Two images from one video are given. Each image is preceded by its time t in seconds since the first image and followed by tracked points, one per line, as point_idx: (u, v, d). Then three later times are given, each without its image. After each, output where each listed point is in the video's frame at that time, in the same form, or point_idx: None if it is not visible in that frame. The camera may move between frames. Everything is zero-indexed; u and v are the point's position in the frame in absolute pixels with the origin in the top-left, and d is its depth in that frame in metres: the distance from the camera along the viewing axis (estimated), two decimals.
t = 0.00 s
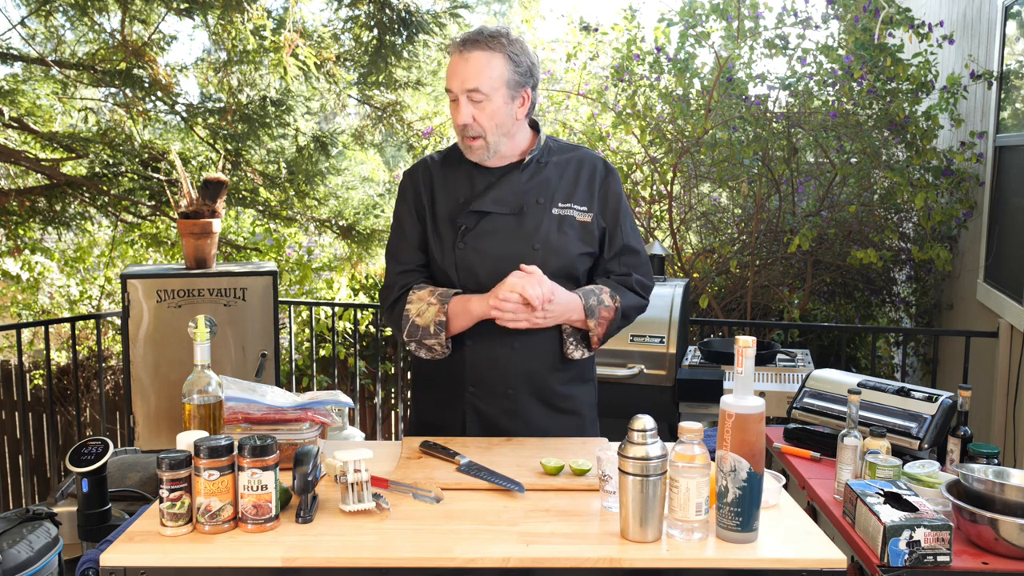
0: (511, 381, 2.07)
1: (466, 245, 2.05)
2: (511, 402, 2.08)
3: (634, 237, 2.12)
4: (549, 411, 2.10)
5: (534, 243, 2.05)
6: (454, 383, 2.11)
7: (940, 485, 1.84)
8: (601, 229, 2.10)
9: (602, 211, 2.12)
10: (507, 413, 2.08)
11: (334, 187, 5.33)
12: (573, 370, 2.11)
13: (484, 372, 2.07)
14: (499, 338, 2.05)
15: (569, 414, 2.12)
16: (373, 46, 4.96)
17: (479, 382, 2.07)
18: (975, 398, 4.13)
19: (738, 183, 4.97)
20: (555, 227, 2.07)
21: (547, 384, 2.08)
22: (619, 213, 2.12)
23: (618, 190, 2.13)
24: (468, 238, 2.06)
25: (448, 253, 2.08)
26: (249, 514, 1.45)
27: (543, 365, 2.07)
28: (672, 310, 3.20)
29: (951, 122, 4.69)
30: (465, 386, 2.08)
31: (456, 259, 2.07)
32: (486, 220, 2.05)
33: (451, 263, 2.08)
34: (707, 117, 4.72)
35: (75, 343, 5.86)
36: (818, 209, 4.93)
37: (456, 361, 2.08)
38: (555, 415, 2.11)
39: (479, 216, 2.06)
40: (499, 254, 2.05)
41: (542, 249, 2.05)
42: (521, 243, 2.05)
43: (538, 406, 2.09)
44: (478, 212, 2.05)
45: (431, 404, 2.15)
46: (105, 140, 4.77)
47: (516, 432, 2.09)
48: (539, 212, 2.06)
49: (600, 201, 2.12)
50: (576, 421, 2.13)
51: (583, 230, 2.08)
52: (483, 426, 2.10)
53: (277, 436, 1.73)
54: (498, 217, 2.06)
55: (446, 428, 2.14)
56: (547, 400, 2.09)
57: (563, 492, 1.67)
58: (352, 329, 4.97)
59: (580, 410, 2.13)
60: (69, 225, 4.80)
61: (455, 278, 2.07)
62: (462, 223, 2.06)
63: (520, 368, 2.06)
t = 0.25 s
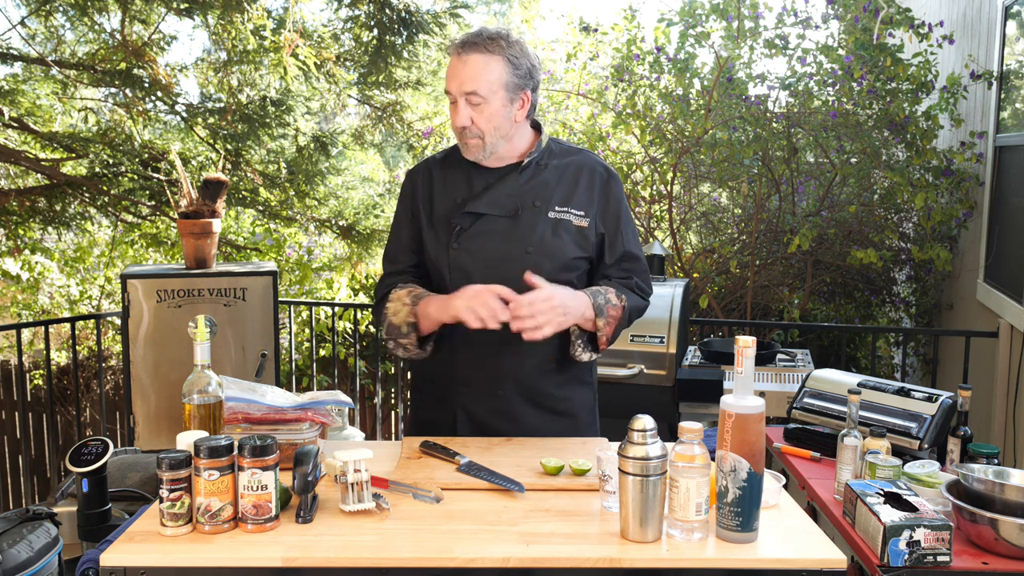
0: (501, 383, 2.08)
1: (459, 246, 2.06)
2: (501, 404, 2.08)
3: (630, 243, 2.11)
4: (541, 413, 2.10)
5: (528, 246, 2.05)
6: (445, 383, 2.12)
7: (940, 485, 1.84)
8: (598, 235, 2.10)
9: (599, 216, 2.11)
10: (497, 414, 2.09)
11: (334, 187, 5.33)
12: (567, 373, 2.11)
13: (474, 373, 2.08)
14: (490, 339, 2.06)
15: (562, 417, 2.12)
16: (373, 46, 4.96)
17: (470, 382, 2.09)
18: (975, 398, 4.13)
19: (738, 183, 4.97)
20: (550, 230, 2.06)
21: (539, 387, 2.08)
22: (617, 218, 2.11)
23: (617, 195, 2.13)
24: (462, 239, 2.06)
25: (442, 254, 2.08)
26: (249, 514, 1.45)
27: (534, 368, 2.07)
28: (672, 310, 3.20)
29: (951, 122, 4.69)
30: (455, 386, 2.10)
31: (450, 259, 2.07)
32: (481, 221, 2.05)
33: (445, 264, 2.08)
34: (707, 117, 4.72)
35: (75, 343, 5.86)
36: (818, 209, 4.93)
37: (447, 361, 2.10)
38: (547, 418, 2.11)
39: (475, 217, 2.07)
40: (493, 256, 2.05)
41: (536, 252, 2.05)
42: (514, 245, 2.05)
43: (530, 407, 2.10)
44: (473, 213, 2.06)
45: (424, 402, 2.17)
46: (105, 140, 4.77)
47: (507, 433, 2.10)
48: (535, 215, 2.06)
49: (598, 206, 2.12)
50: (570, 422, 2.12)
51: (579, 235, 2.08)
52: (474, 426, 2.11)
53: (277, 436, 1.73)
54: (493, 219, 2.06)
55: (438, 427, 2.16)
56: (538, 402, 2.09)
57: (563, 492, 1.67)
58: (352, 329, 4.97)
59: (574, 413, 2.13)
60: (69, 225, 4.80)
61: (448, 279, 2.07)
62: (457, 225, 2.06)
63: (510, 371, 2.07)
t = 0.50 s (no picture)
0: (498, 383, 2.08)
1: (457, 247, 2.06)
2: (498, 404, 2.08)
3: (628, 245, 2.11)
4: (538, 414, 2.10)
5: (525, 247, 2.05)
6: (443, 382, 2.13)
7: (940, 485, 1.84)
8: (596, 237, 2.10)
9: (598, 218, 2.11)
10: (494, 415, 2.09)
11: (334, 187, 5.33)
12: (564, 374, 2.11)
13: (471, 373, 2.09)
14: (488, 340, 2.06)
15: (559, 417, 2.12)
16: (373, 46, 4.96)
17: (467, 382, 2.09)
18: (975, 398, 4.13)
19: (738, 183, 4.97)
20: (548, 231, 2.07)
21: (536, 387, 2.09)
22: (616, 220, 2.11)
23: (616, 197, 2.13)
24: (460, 240, 2.06)
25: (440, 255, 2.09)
26: (249, 515, 1.45)
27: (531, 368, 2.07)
28: (672, 310, 3.20)
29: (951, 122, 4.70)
30: (452, 386, 2.11)
31: (447, 260, 2.07)
32: (478, 222, 2.06)
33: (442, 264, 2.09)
34: (707, 117, 4.72)
35: (75, 344, 5.86)
36: (818, 209, 4.93)
37: (445, 360, 2.11)
38: (544, 419, 2.11)
39: (473, 218, 2.07)
40: (490, 257, 2.05)
41: (533, 254, 2.05)
42: (512, 247, 2.05)
43: (526, 408, 2.10)
44: (471, 214, 2.06)
45: (423, 401, 2.18)
46: (105, 140, 4.77)
47: (504, 433, 2.09)
48: (532, 216, 2.06)
49: (597, 208, 2.12)
50: (566, 424, 2.12)
51: (577, 236, 2.08)
52: (471, 426, 2.12)
53: (277, 436, 1.73)
54: (490, 220, 2.06)
55: (436, 426, 2.17)
56: (534, 402, 2.09)
57: (563, 492, 1.67)
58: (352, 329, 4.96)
59: (572, 413, 2.13)
60: (69, 225, 4.80)
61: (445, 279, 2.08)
62: (455, 225, 2.07)
63: (506, 371, 2.07)
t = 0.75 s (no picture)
0: (494, 383, 2.08)
1: (453, 246, 2.06)
2: (495, 404, 2.08)
3: (623, 244, 2.11)
4: (534, 414, 2.10)
5: (520, 246, 2.05)
6: (439, 382, 2.13)
7: (940, 485, 1.84)
8: (591, 235, 2.10)
9: (593, 217, 2.11)
10: (490, 414, 2.09)
11: (334, 187, 5.34)
12: (561, 374, 2.11)
13: (467, 372, 2.09)
14: (482, 339, 2.06)
15: (556, 417, 2.12)
16: (373, 47, 4.96)
17: (463, 382, 2.09)
18: (975, 398, 4.13)
19: (738, 183, 4.97)
20: (544, 230, 2.06)
21: (532, 387, 2.09)
22: (611, 218, 2.11)
23: (611, 196, 2.13)
24: (455, 240, 2.06)
25: (435, 255, 2.09)
26: (249, 514, 1.45)
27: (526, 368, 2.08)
28: (672, 310, 3.20)
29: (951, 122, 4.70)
30: (448, 385, 2.11)
31: (443, 260, 2.07)
32: (474, 222, 2.06)
33: (438, 264, 2.09)
34: (707, 116, 4.72)
35: (75, 343, 5.86)
36: (818, 209, 4.93)
37: (441, 360, 2.11)
38: (541, 418, 2.11)
39: (468, 218, 2.07)
40: (485, 257, 2.05)
41: (528, 253, 2.05)
42: (507, 245, 2.05)
43: (522, 408, 2.10)
44: (466, 214, 2.07)
45: (420, 401, 2.18)
46: (105, 140, 4.77)
47: (500, 433, 2.09)
48: (528, 215, 2.07)
49: (592, 207, 2.12)
50: (563, 424, 2.12)
51: (573, 235, 2.08)
52: (468, 426, 2.12)
53: (276, 437, 1.73)
54: (486, 219, 2.06)
55: (434, 425, 2.17)
56: (531, 402, 2.09)
57: (563, 492, 1.67)
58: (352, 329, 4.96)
59: (569, 413, 2.13)
60: (68, 225, 4.80)
61: (442, 278, 2.08)
62: (450, 225, 2.07)
63: (502, 370, 2.07)
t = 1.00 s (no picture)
0: (493, 383, 2.08)
1: (452, 246, 2.06)
2: (495, 404, 2.08)
3: (621, 243, 2.11)
4: (533, 413, 2.10)
5: (519, 245, 2.05)
6: (439, 382, 2.13)
7: (940, 485, 1.84)
8: (589, 234, 2.10)
9: (591, 216, 2.11)
10: (490, 414, 2.09)
11: (334, 187, 5.34)
12: (560, 374, 2.11)
13: (467, 372, 2.09)
14: (481, 338, 2.06)
15: (556, 417, 2.12)
16: (373, 47, 4.96)
17: (463, 382, 2.09)
18: (975, 398, 4.13)
19: (738, 183, 4.97)
20: (542, 229, 2.06)
21: (531, 386, 2.09)
22: (609, 218, 2.11)
23: (608, 194, 2.13)
24: (454, 240, 2.07)
25: (434, 255, 2.09)
26: (249, 514, 1.45)
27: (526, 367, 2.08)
28: (672, 310, 3.20)
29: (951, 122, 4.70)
30: (448, 385, 2.11)
31: (442, 259, 2.08)
32: (473, 221, 2.06)
33: (437, 264, 2.09)
34: (707, 116, 4.72)
35: (75, 344, 5.86)
36: (818, 209, 4.93)
37: (441, 360, 2.11)
38: (540, 418, 2.11)
39: (467, 218, 2.07)
40: (484, 256, 2.05)
41: (528, 252, 2.05)
42: (506, 245, 2.05)
43: (522, 408, 2.10)
44: (465, 214, 2.07)
45: (420, 401, 2.18)
46: (105, 140, 4.77)
47: (500, 433, 2.09)
48: (526, 215, 2.07)
49: (590, 206, 2.12)
50: (561, 423, 2.12)
51: (571, 234, 2.08)
52: (468, 426, 2.12)
53: (276, 437, 1.72)
54: (485, 219, 2.07)
55: (433, 425, 2.17)
56: (530, 401, 2.09)
57: (563, 492, 1.67)
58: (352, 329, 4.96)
59: (568, 413, 2.13)
60: (68, 225, 4.80)
61: (441, 278, 2.08)
62: (449, 225, 2.07)
63: (501, 370, 2.07)
